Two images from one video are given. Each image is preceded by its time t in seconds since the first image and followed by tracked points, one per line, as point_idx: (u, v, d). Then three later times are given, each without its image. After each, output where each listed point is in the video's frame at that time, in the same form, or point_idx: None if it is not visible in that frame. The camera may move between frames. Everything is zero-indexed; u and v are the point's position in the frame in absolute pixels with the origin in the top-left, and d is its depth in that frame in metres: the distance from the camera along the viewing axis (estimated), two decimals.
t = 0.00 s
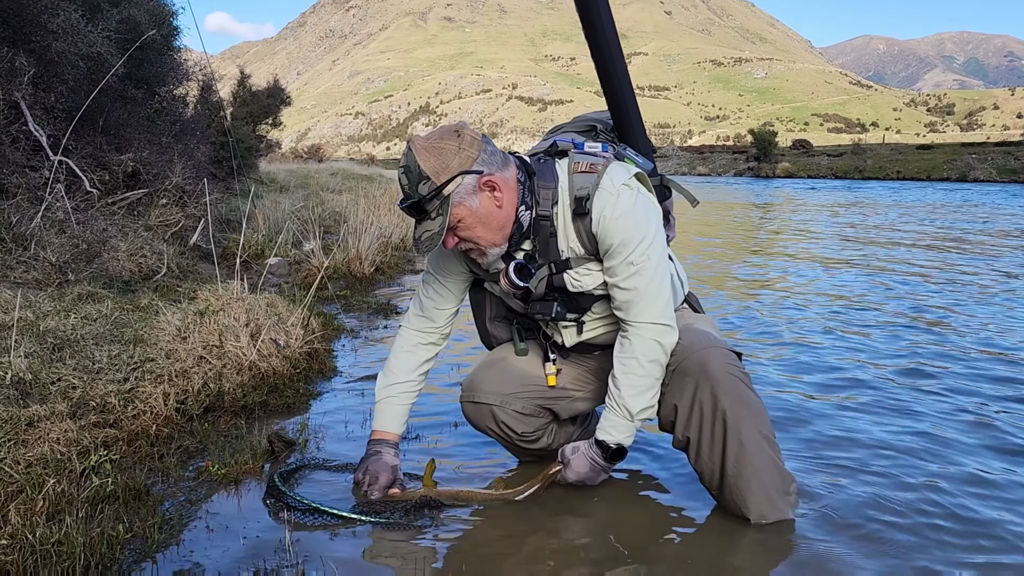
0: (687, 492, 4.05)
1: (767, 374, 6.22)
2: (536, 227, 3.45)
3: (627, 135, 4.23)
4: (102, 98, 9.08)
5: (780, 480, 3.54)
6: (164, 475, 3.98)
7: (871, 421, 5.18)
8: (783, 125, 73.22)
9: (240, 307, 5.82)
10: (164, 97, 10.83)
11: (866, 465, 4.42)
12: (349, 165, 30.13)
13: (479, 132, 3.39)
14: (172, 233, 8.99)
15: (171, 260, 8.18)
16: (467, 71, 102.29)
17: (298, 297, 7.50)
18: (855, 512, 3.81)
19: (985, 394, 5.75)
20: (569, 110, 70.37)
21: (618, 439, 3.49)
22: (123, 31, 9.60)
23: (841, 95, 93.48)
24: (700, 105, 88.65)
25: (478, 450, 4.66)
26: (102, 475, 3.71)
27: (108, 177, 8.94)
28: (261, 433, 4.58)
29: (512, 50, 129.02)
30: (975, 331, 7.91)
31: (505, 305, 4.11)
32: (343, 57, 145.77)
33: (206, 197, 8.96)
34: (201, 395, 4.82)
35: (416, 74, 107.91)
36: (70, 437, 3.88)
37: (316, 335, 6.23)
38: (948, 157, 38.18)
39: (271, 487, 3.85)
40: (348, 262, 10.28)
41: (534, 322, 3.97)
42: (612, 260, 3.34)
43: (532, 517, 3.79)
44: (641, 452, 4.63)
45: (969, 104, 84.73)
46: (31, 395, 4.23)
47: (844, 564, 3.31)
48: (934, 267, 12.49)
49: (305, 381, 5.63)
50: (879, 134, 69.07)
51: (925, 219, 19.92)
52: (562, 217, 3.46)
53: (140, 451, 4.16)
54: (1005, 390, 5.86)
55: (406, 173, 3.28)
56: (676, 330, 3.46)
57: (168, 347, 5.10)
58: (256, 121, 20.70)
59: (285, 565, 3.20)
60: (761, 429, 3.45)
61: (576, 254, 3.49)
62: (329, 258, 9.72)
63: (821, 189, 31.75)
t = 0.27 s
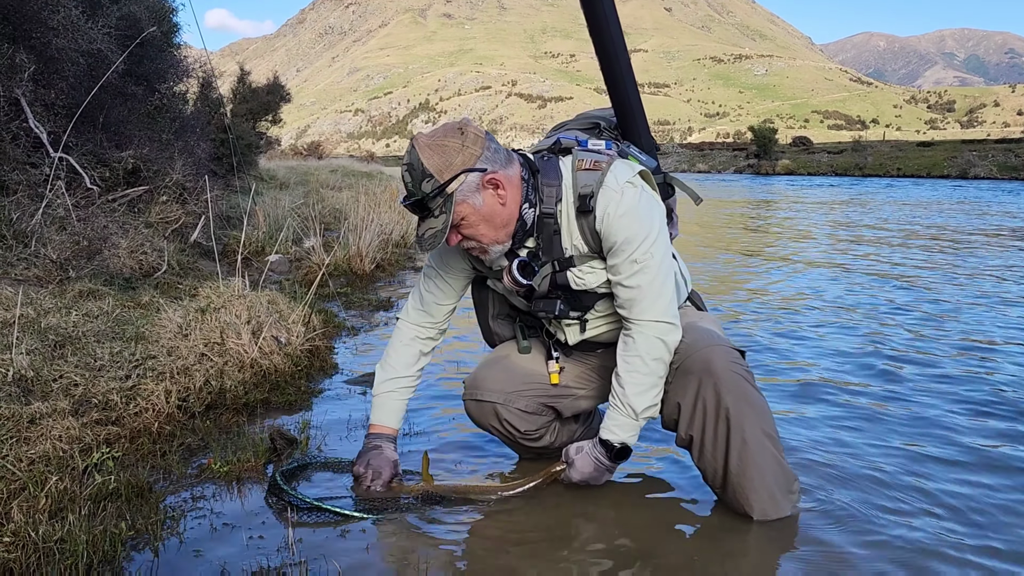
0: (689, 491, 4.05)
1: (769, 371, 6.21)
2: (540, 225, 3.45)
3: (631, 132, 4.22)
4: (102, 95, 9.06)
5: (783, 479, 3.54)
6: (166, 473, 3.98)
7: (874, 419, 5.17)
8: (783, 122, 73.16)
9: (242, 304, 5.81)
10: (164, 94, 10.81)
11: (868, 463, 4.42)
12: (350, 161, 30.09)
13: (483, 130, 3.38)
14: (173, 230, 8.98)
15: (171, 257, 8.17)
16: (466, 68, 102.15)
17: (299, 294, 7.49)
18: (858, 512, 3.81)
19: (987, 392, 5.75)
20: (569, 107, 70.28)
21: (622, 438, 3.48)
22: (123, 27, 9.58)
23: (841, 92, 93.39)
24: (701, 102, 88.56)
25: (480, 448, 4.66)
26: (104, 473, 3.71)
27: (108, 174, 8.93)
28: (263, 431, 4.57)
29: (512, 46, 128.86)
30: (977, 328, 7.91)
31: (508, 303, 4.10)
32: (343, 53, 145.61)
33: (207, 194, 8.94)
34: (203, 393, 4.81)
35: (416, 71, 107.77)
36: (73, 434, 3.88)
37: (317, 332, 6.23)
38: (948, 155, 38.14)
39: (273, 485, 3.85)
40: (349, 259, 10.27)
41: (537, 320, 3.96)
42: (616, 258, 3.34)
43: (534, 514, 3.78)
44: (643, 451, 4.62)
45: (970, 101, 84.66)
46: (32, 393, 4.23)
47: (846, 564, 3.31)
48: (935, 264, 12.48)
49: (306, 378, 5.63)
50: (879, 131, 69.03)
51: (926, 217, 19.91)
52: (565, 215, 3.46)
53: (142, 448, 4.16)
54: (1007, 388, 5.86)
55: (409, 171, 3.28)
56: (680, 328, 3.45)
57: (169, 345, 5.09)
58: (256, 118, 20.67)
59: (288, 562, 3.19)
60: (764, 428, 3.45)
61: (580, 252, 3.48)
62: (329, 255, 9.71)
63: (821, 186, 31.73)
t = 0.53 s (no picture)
0: (689, 493, 4.04)
1: (769, 373, 6.21)
2: (541, 228, 3.44)
3: (631, 134, 4.21)
4: (101, 96, 9.04)
5: (784, 480, 3.53)
6: (165, 474, 3.97)
7: (874, 420, 5.17)
8: (781, 123, 73.19)
9: (241, 305, 5.80)
10: (163, 95, 10.80)
11: (869, 465, 4.42)
12: (348, 163, 30.06)
13: (483, 133, 3.37)
14: (172, 230, 8.97)
15: (170, 258, 8.15)
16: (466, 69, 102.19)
17: (299, 295, 7.48)
18: (859, 515, 3.80)
19: (987, 394, 5.75)
20: (568, 108, 70.28)
21: (626, 441, 3.47)
22: (122, 28, 9.56)
23: (840, 93, 93.46)
24: (700, 103, 88.70)
25: (480, 450, 4.65)
26: (103, 474, 3.70)
27: (107, 174, 8.92)
28: (263, 432, 4.57)
29: (511, 48, 128.88)
30: (976, 330, 7.92)
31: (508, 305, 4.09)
32: (342, 54, 145.59)
33: (206, 194, 8.93)
34: (202, 394, 4.80)
35: (415, 72, 107.79)
36: (72, 435, 3.87)
37: (316, 333, 6.22)
38: (947, 156, 38.16)
39: (272, 487, 3.82)
40: (348, 260, 10.26)
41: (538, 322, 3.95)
42: (618, 262, 3.33)
43: (534, 517, 3.78)
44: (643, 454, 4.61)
45: (968, 102, 84.72)
46: (31, 394, 4.22)
47: (848, 567, 3.30)
48: (934, 266, 12.48)
49: (306, 380, 5.62)
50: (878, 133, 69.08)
51: (925, 218, 19.91)
52: (566, 218, 3.45)
53: (141, 449, 4.15)
54: (1007, 389, 5.86)
55: (409, 175, 3.27)
56: (682, 330, 3.44)
57: (169, 346, 5.08)
58: (255, 119, 20.65)
59: (288, 564, 3.19)
60: (766, 429, 3.44)
61: (581, 255, 3.48)
62: (328, 256, 9.70)
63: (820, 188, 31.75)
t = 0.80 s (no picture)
0: (686, 500, 4.03)
1: (766, 379, 6.22)
2: (536, 234, 3.45)
3: (629, 139, 4.22)
4: (99, 101, 9.05)
5: (781, 487, 3.52)
6: (161, 480, 3.96)
7: (871, 427, 5.18)
8: (780, 130, 73.38)
9: (238, 310, 5.80)
10: (162, 100, 10.81)
11: (865, 472, 4.42)
12: (347, 168, 30.06)
13: (480, 139, 3.37)
14: (170, 236, 8.97)
15: (168, 263, 8.14)
16: (465, 75, 102.38)
17: (296, 301, 7.48)
18: (855, 522, 3.80)
19: (983, 400, 5.76)
20: (567, 114, 70.42)
21: (620, 446, 3.44)
22: (121, 33, 9.57)
23: (838, 101, 93.72)
24: (698, 110, 88.97)
25: (477, 456, 4.64)
26: (99, 480, 3.69)
27: (105, 180, 8.93)
28: (259, 438, 4.56)
29: (510, 54, 129.17)
30: (973, 336, 7.93)
31: (505, 311, 4.09)
32: (341, 60, 145.84)
33: (204, 200, 8.94)
34: (198, 400, 4.80)
35: (414, 78, 107.99)
36: (67, 441, 3.86)
37: (314, 339, 6.22)
38: (945, 163, 38.25)
39: (269, 493, 3.81)
40: (346, 266, 10.27)
41: (534, 328, 3.95)
42: (613, 268, 3.33)
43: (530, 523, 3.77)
44: (640, 460, 4.61)
45: (966, 109, 84.98)
46: (27, 399, 4.22)
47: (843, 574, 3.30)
48: (932, 272, 12.50)
49: (303, 386, 5.61)
50: (876, 140, 69.23)
51: (923, 225, 19.94)
52: (562, 223, 3.45)
53: (137, 455, 4.14)
54: (1003, 396, 5.87)
55: (403, 178, 3.28)
56: (678, 337, 3.44)
57: (165, 351, 5.08)
58: (253, 124, 20.66)
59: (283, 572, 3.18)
60: (762, 437, 3.43)
61: (576, 261, 3.47)
62: (327, 262, 9.70)
63: (818, 195, 31.83)
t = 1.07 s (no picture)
0: (682, 511, 4.02)
1: (763, 388, 6.23)
2: (533, 244, 3.46)
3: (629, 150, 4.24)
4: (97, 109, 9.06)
5: (777, 499, 3.52)
6: (156, 489, 3.94)
7: (867, 436, 5.18)
8: (776, 140, 73.64)
9: (235, 319, 5.79)
10: (159, 109, 10.82)
11: (862, 480, 4.42)
12: (345, 177, 30.08)
13: (481, 148, 3.37)
14: (166, 244, 8.97)
15: (164, 271, 8.13)
16: (463, 85, 102.65)
17: (293, 310, 7.48)
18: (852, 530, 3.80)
19: (980, 410, 5.77)
20: (564, 124, 70.62)
21: (606, 453, 3.46)
22: (120, 42, 9.60)
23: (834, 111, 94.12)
24: (695, 120, 89.35)
25: (473, 465, 4.64)
26: (94, 489, 3.67)
27: (103, 188, 8.92)
28: (255, 447, 4.55)
29: (508, 64, 129.58)
30: (970, 346, 7.95)
31: (502, 320, 4.09)
32: (339, 69, 146.22)
33: (201, 208, 8.94)
34: (194, 409, 4.78)
35: (412, 87, 108.27)
36: (62, 450, 3.85)
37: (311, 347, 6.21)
38: (941, 174, 38.39)
39: (266, 502, 3.79)
40: (343, 275, 10.27)
41: (530, 337, 3.95)
42: (609, 278, 3.34)
43: (526, 533, 3.76)
44: (636, 470, 4.61)
45: (962, 120, 85.34)
46: (22, 408, 4.21)
47: None
48: (928, 282, 12.54)
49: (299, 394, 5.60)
50: (872, 151, 69.46)
51: (920, 235, 19.99)
52: (559, 233, 3.45)
53: (132, 465, 4.12)
54: (1000, 406, 5.88)
55: (399, 178, 3.29)
56: (674, 348, 3.45)
57: (161, 360, 5.07)
58: (251, 133, 20.68)
59: None
60: (757, 448, 3.43)
61: (573, 271, 3.48)
62: (324, 270, 9.71)
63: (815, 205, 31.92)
